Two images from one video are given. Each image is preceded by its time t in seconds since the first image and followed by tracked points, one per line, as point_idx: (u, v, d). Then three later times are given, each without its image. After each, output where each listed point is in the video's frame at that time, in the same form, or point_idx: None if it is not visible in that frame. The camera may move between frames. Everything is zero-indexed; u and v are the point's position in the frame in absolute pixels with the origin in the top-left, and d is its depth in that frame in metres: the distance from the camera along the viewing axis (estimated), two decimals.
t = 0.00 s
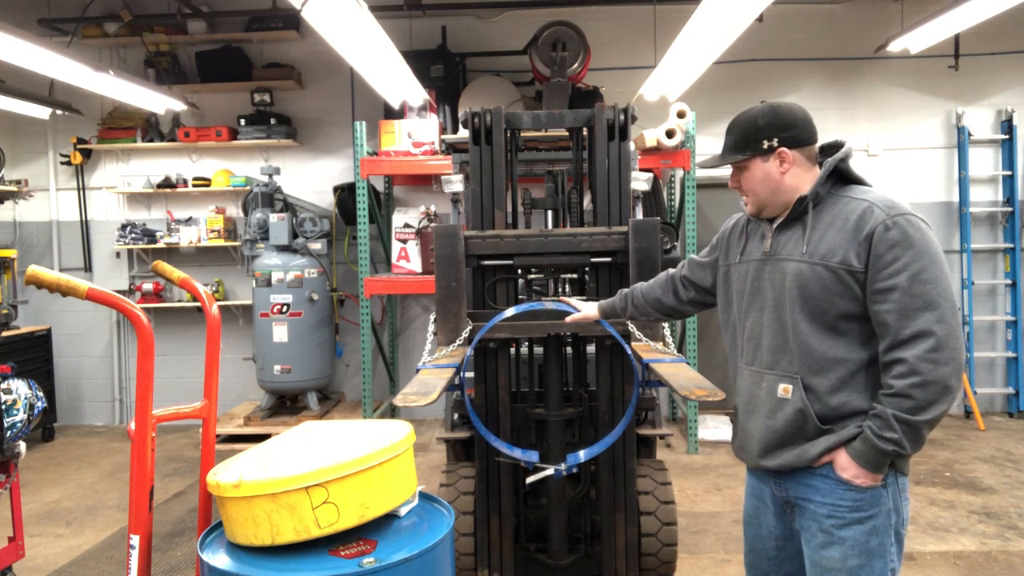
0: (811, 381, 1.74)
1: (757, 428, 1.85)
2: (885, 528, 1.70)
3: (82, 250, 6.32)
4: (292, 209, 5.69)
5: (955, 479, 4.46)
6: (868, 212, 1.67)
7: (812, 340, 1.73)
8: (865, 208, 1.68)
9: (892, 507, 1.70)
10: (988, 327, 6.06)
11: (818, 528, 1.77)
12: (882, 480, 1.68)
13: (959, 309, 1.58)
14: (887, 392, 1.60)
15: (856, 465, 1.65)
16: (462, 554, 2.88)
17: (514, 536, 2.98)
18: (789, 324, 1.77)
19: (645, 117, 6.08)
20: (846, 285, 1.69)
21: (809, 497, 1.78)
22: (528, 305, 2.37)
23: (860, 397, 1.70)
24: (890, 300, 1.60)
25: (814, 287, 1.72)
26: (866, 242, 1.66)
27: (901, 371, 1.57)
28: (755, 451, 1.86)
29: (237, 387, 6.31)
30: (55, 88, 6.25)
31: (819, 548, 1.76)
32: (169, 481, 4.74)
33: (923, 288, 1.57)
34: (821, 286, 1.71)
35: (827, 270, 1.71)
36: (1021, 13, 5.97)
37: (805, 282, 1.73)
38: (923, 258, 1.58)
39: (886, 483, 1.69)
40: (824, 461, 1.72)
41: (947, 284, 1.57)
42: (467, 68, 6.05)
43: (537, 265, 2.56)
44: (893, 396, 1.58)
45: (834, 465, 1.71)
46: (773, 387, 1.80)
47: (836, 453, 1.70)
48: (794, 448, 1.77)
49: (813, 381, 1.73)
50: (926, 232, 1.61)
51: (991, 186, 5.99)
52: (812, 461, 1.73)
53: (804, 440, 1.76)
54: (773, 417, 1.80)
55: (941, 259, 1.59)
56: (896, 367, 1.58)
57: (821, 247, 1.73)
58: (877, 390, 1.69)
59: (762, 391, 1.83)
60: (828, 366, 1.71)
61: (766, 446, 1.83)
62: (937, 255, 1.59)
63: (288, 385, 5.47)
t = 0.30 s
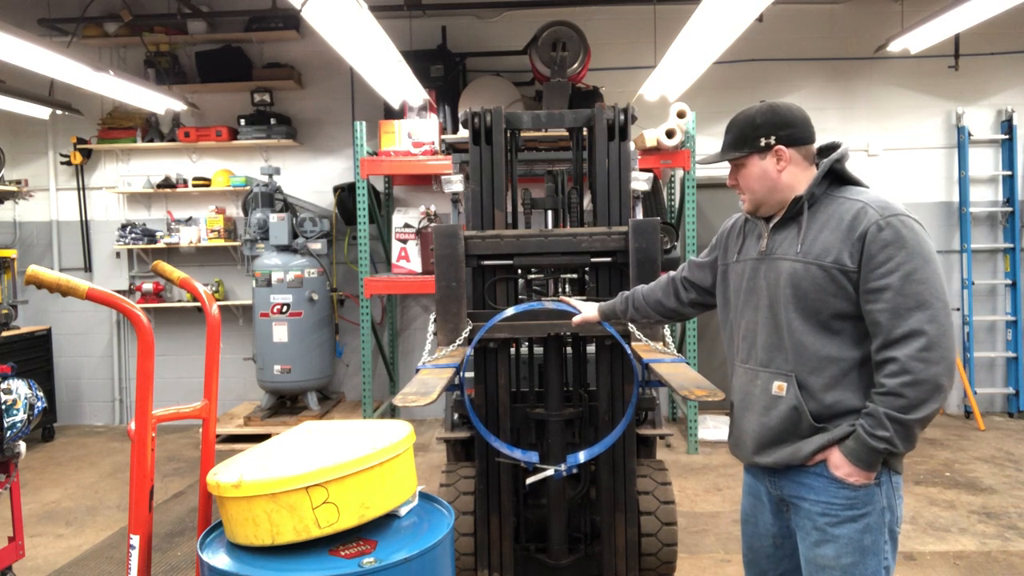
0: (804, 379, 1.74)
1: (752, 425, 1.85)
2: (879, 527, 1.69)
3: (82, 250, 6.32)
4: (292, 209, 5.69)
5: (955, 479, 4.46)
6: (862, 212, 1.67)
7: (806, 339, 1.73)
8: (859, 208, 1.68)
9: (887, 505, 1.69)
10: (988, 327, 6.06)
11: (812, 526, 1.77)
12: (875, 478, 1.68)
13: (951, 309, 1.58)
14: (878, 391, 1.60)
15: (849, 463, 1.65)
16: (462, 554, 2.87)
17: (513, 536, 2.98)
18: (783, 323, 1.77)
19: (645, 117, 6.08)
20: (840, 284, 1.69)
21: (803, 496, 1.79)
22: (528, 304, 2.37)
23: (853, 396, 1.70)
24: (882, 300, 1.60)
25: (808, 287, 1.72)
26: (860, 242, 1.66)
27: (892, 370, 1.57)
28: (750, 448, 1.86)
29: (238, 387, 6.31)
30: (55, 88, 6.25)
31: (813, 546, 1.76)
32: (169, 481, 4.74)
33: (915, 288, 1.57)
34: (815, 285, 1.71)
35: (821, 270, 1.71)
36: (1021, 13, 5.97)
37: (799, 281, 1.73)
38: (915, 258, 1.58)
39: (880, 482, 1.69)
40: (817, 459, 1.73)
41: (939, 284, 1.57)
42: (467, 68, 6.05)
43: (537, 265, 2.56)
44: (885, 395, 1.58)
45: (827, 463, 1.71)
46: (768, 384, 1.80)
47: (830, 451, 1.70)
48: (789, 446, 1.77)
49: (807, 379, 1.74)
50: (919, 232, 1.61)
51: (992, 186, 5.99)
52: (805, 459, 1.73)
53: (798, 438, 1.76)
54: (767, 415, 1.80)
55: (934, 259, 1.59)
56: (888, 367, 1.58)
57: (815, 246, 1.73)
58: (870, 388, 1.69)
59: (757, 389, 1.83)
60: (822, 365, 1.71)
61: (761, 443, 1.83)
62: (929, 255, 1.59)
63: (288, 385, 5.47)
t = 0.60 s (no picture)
0: (801, 377, 1.74)
1: (750, 423, 1.85)
2: (876, 523, 1.70)
3: (82, 250, 6.32)
4: (292, 209, 5.69)
5: (955, 479, 4.46)
6: (856, 213, 1.68)
7: (803, 338, 1.73)
8: (854, 209, 1.68)
9: (883, 501, 1.70)
10: (987, 328, 6.06)
11: (809, 523, 1.77)
12: (872, 475, 1.68)
13: (946, 308, 1.58)
14: (873, 389, 1.60)
15: (845, 460, 1.65)
16: (462, 554, 2.87)
17: (514, 536, 2.98)
18: (780, 322, 1.77)
19: (645, 117, 6.08)
20: (835, 284, 1.69)
21: (800, 493, 1.79)
22: (527, 304, 2.36)
23: (849, 394, 1.70)
24: (877, 299, 1.60)
25: (804, 286, 1.72)
26: (855, 242, 1.66)
27: (887, 368, 1.57)
28: (749, 446, 1.86)
29: (238, 387, 6.31)
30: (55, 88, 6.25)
31: (811, 542, 1.76)
32: (169, 481, 4.74)
33: (909, 287, 1.57)
34: (810, 285, 1.72)
35: (817, 270, 1.71)
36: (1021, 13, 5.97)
37: (796, 282, 1.74)
38: (909, 258, 1.58)
39: (877, 478, 1.69)
40: (814, 456, 1.73)
41: (933, 283, 1.57)
42: (467, 68, 6.05)
43: (537, 265, 2.56)
44: (879, 393, 1.58)
45: (824, 460, 1.71)
46: (765, 383, 1.80)
47: (826, 449, 1.70)
48: (786, 443, 1.77)
49: (804, 378, 1.74)
50: (913, 232, 1.61)
51: (991, 186, 5.99)
52: (802, 456, 1.73)
53: (795, 436, 1.76)
54: (764, 412, 1.80)
55: (927, 259, 1.59)
56: (883, 365, 1.58)
57: (811, 246, 1.73)
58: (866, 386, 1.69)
59: (755, 388, 1.84)
60: (818, 364, 1.71)
61: (759, 441, 1.83)
62: (923, 254, 1.59)
63: (288, 385, 5.47)
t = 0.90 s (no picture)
0: (796, 374, 1.74)
1: (746, 420, 1.85)
2: (868, 517, 1.70)
3: (82, 250, 6.32)
4: (292, 209, 5.69)
5: (955, 479, 4.46)
6: (852, 214, 1.69)
7: (799, 335, 1.73)
8: (850, 210, 1.70)
9: (875, 497, 1.70)
10: (987, 328, 6.06)
11: (802, 517, 1.77)
12: (864, 470, 1.68)
13: (938, 307, 1.59)
14: (866, 386, 1.61)
15: (837, 456, 1.65)
16: (462, 554, 2.87)
17: (513, 536, 2.98)
18: (776, 320, 1.77)
19: (645, 117, 6.08)
20: (831, 283, 1.70)
21: (793, 487, 1.79)
22: (528, 304, 2.35)
23: (843, 391, 1.70)
24: (870, 298, 1.62)
25: (800, 285, 1.73)
26: (850, 242, 1.67)
27: (879, 365, 1.58)
28: (745, 442, 1.86)
29: (238, 387, 6.31)
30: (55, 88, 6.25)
31: (804, 536, 1.77)
32: (169, 481, 4.74)
33: (902, 286, 1.58)
34: (807, 284, 1.72)
35: (813, 269, 1.72)
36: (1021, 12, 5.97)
37: (792, 280, 1.74)
38: (903, 257, 1.60)
39: (869, 474, 1.70)
40: (808, 452, 1.73)
41: (926, 283, 1.59)
42: (467, 68, 6.05)
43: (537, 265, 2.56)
44: (871, 389, 1.59)
45: (817, 455, 1.71)
46: (761, 380, 1.81)
47: (819, 444, 1.70)
48: (782, 439, 1.78)
49: (799, 375, 1.74)
50: (907, 233, 1.62)
51: (991, 186, 5.99)
52: (797, 451, 1.73)
53: (790, 432, 1.76)
54: (760, 409, 1.81)
55: (921, 259, 1.61)
56: (875, 362, 1.59)
57: (808, 246, 1.74)
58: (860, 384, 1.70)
59: (751, 385, 1.84)
60: (813, 361, 1.72)
61: (755, 437, 1.83)
62: (917, 254, 1.61)
63: (288, 385, 5.47)
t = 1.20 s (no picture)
0: (799, 371, 1.77)
1: (749, 417, 1.87)
2: (867, 511, 1.73)
3: (82, 250, 6.32)
4: (292, 209, 5.69)
5: (955, 479, 4.46)
6: (854, 215, 1.72)
7: (802, 333, 1.76)
8: (851, 212, 1.73)
9: (874, 491, 1.73)
10: (987, 328, 6.06)
11: (803, 510, 1.79)
12: (864, 465, 1.70)
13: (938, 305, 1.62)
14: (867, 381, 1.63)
15: (840, 450, 1.67)
16: (462, 554, 2.87)
17: (513, 536, 2.98)
18: (779, 319, 1.80)
19: (645, 117, 6.08)
20: (833, 282, 1.73)
21: (794, 481, 1.81)
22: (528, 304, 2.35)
23: (845, 388, 1.73)
24: (872, 296, 1.64)
25: (803, 284, 1.76)
26: (851, 243, 1.71)
27: (881, 361, 1.61)
28: (748, 439, 1.88)
29: (238, 387, 6.31)
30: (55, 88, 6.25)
31: (804, 529, 1.78)
32: (169, 481, 4.74)
33: (903, 284, 1.61)
34: (810, 283, 1.75)
35: (816, 268, 1.75)
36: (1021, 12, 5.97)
37: (795, 280, 1.77)
38: (903, 257, 1.63)
39: (869, 469, 1.72)
40: (810, 447, 1.75)
41: (926, 281, 1.62)
42: (467, 68, 6.05)
43: (537, 264, 2.56)
44: (873, 384, 1.61)
45: (819, 450, 1.73)
46: (764, 377, 1.83)
47: (822, 439, 1.72)
48: (784, 435, 1.79)
49: (801, 371, 1.77)
50: (907, 233, 1.66)
51: (991, 186, 6.00)
52: (799, 447, 1.75)
53: (793, 428, 1.78)
54: (763, 406, 1.83)
55: (920, 259, 1.64)
56: (877, 358, 1.62)
57: (811, 247, 1.77)
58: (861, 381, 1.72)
59: (754, 383, 1.86)
60: (816, 358, 1.75)
61: (758, 433, 1.85)
62: (917, 254, 1.64)
63: (288, 385, 5.47)
